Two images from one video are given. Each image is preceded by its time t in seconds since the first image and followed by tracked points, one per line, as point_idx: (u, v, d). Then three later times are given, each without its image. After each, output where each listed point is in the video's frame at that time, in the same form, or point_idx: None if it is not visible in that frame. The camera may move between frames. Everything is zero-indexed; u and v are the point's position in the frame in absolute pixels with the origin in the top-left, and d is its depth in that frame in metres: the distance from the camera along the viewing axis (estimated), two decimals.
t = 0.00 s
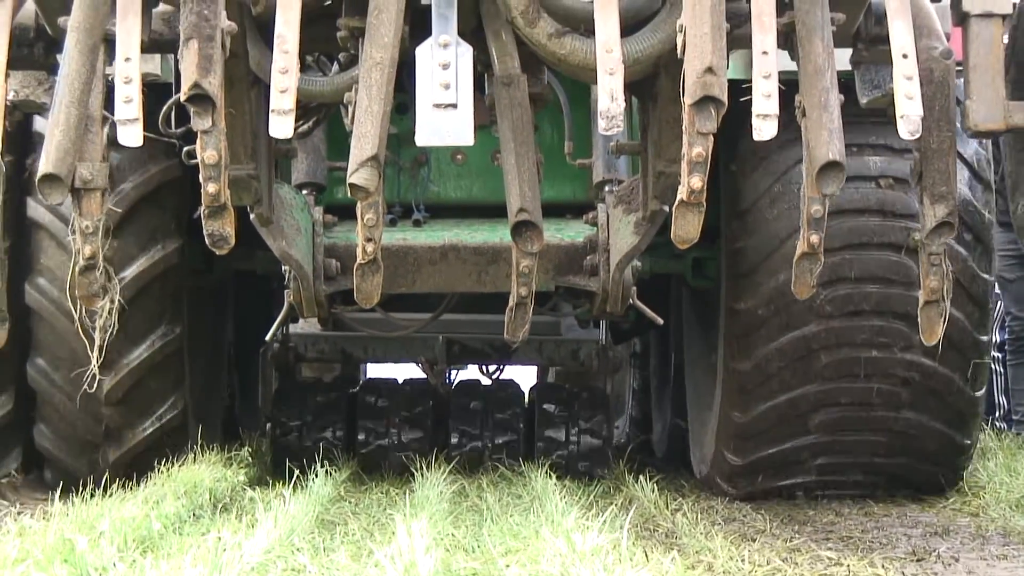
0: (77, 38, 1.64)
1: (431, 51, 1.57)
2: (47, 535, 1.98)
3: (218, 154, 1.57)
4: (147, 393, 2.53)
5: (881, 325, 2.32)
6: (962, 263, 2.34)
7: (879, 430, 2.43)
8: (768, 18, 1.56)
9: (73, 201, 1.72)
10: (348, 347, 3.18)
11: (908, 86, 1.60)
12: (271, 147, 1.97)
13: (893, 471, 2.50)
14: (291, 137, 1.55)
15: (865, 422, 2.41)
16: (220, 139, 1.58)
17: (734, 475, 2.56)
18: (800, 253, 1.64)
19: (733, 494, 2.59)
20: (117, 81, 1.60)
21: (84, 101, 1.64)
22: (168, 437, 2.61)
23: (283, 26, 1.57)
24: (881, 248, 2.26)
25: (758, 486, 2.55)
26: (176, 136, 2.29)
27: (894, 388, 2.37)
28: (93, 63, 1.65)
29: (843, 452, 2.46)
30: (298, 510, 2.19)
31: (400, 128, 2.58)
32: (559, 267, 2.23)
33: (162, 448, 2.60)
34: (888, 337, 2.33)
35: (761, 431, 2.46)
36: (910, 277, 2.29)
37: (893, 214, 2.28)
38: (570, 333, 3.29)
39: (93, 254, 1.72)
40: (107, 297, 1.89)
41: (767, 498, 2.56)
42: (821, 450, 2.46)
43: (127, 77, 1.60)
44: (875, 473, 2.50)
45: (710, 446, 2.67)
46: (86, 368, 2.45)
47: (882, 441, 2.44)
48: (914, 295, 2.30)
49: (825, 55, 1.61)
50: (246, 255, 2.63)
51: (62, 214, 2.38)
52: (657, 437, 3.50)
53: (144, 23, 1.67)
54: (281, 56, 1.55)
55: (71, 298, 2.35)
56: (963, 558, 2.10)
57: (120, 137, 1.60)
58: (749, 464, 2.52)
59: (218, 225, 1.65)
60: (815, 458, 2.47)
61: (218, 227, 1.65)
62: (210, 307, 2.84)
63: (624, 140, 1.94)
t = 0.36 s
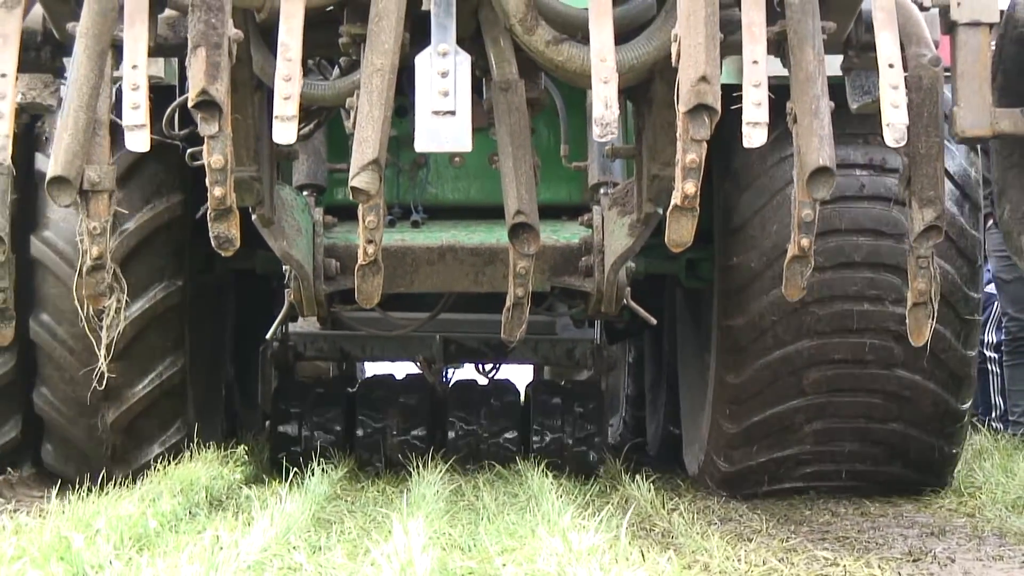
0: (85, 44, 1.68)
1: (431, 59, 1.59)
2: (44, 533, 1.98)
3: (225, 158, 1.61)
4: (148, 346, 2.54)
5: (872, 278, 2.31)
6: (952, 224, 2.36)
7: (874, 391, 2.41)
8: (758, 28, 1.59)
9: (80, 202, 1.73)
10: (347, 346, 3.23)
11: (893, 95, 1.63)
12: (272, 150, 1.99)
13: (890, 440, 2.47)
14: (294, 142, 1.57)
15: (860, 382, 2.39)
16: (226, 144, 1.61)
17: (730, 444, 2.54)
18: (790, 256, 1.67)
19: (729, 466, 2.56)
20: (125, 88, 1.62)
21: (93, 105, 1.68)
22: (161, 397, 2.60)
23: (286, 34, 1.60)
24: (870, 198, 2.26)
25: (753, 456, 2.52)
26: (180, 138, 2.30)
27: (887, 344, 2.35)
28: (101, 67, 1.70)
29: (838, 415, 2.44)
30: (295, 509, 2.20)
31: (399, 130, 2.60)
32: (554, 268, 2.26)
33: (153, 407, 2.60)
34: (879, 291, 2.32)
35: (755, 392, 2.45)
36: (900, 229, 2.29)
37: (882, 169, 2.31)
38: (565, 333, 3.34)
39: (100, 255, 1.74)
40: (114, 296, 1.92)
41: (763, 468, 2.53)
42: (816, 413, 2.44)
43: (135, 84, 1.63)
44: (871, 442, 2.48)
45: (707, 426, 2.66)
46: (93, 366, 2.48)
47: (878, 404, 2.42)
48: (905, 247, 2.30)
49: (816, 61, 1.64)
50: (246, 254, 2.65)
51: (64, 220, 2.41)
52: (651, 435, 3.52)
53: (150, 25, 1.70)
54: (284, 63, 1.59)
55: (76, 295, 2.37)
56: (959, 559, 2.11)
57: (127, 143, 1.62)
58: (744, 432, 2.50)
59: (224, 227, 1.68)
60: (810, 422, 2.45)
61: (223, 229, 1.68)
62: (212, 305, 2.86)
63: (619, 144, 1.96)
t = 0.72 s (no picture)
0: (84, 55, 1.72)
1: (421, 71, 1.60)
2: (35, 539, 1.98)
3: (221, 167, 1.62)
4: (144, 308, 2.50)
5: (857, 235, 2.33)
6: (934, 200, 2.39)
7: (863, 350, 2.38)
8: (741, 41, 1.62)
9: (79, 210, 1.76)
10: (340, 349, 3.22)
11: (874, 106, 1.65)
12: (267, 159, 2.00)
13: (880, 407, 2.44)
14: (289, 153, 1.59)
15: (848, 341, 2.37)
16: (222, 154, 1.63)
17: (720, 414, 2.50)
18: (773, 263, 1.70)
19: (720, 441, 2.52)
20: (124, 99, 1.64)
21: (91, 116, 1.71)
22: (154, 361, 2.56)
23: (281, 47, 1.63)
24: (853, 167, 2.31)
25: (743, 428, 2.49)
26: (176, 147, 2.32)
27: (875, 301, 2.35)
28: (98, 78, 1.74)
29: (827, 379, 2.41)
30: (287, 514, 2.20)
31: (391, 138, 2.61)
32: (544, 273, 2.28)
33: (147, 371, 2.56)
34: (864, 248, 2.33)
35: (743, 368, 2.43)
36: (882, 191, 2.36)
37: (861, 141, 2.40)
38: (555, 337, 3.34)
39: (98, 263, 1.80)
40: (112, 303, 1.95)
41: (754, 441, 2.49)
42: (806, 375, 2.41)
43: (135, 96, 1.65)
44: (861, 409, 2.44)
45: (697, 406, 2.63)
46: (91, 371, 2.47)
47: (867, 364, 2.40)
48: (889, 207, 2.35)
49: (797, 72, 1.67)
50: (240, 260, 2.65)
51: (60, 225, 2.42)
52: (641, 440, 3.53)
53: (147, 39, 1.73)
54: (279, 75, 1.61)
55: (75, 305, 2.37)
56: (952, 563, 2.09)
57: (127, 152, 1.65)
58: (734, 399, 2.46)
59: (219, 235, 1.70)
60: (800, 386, 2.42)
61: (218, 237, 1.70)
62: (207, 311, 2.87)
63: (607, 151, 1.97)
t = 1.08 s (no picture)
0: (100, 56, 1.73)
1: (430, 73, 1.62)
2: (44, 532, 2.00)
3: (235, 166, 1.65)
4: (157, 257, 2.54)
5: (859, 185, 2.36)
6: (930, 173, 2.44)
7: (866, 299, 2.38)
8: (742, 43, 1.62)
9: (95, 208, 1.79)
10: (349, 343, 3.24)
11: (871, 106, 1.65)
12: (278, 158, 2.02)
13: (884, 359, 2.43)
14: (302, 153, 1.60)
15: (850, 289, 2.37)
16: (236, 152, 1.65)
17: (723, 406, 2.53)
18: (774, 259, 1.72)
19: (726, 400, 2.52)
20: (141, 100, 1.66)
21: (106, 115, 1.73)
22: (165, 311, 2.58)
23: (294, 49, 1.65)
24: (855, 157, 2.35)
25: (747, 382, 2.48)
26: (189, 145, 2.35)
27: (878, 247, 2.36)
28: (115, 77, 1.76)
29: (831, 329, 2.39)
30: (295, 507, 2.22)
31: (400, 136, 2.63)
32: (550, 268, 2.30)
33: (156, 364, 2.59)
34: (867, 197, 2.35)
35: (742, 361, 2.47)
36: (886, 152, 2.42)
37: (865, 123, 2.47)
38: (561, 330, 3.36)
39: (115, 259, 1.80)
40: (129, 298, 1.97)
41: (758, 398, 2.48)
42: (809, 325, 2.39)
43: (151, 96, 1.67)
44: (866, 361, 2.43)
45: (702, 376, 2.64)
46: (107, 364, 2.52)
47: (870, 313, 2.39)
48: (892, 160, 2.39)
49: (797, 72, 1.69)
50: (251, 255, 2.68)
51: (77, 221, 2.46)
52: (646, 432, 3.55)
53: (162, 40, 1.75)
54: (291, 77, 1.63)
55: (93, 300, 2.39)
56: (960, 556, 2.09)
57: (145, 152, 1.66)
58: (740, 351, 2.46)
59: (234, 232, 1.71)
60: (804, 336, 2.41)
61: (233, 234, 1.71)
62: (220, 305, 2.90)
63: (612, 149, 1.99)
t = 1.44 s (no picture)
0: (107, 60, 1.76)
1: (428, 78, 1.64)
2: (42, 530, 2.01)
3: (239, 168, 1.67)
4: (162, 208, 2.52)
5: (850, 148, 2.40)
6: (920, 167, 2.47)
7: (858, 252, 2.37)
8: (733, 49, 1.65)
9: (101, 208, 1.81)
10: (348, 342, 3.24)
11: (858, 111, 1.68)
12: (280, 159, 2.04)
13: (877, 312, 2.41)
14: (304, 155, 1.62)
15: (843, 242, 2.37)
16: (241, 154, 1.67)
17: (717, 405, 2.56)
18: (766, 259, 1.74)
19: (721, 359, 2.50)
20: (147, 104, 1.68)
21: (112, 117, 1.76)
22: (176, 294, 2.60)
23: (296, 55, 1.67)
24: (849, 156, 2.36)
25: (742, 339, 2.46)
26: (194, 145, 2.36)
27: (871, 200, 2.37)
28: (120, 82, 1.78)
29: (825, 282, 2.38)
30: (294, 507, 2.23)
31: (399, 136, 2.65)
32: (547, 268, 2.32)
33: (157, 364, 2.61)
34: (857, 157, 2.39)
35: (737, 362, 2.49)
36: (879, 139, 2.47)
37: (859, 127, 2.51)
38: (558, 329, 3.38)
39: (121, 258, 1.81)
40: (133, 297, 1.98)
41: (754, 355, 2.46)
42: (802, 279, 2.38)
43: (156, 100, 1.69)
44: (860, 315, 2.41)
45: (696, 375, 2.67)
46: (114, 361, 2.53)
47: (861, 267, 2.38)
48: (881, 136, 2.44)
49: (789, 78, 1.71)
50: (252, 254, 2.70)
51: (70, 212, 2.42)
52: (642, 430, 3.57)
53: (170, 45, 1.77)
54: (293, 81, 1.65)
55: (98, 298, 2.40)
56: (958, 555, 2.11)
57: (151, 155, 1.69)
58: (735, 306, 2.45)
59: (238, 233, 1.73)
60: (798, 289, 2.39)
61: (236, 234, 1.73)
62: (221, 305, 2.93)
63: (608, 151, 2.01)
